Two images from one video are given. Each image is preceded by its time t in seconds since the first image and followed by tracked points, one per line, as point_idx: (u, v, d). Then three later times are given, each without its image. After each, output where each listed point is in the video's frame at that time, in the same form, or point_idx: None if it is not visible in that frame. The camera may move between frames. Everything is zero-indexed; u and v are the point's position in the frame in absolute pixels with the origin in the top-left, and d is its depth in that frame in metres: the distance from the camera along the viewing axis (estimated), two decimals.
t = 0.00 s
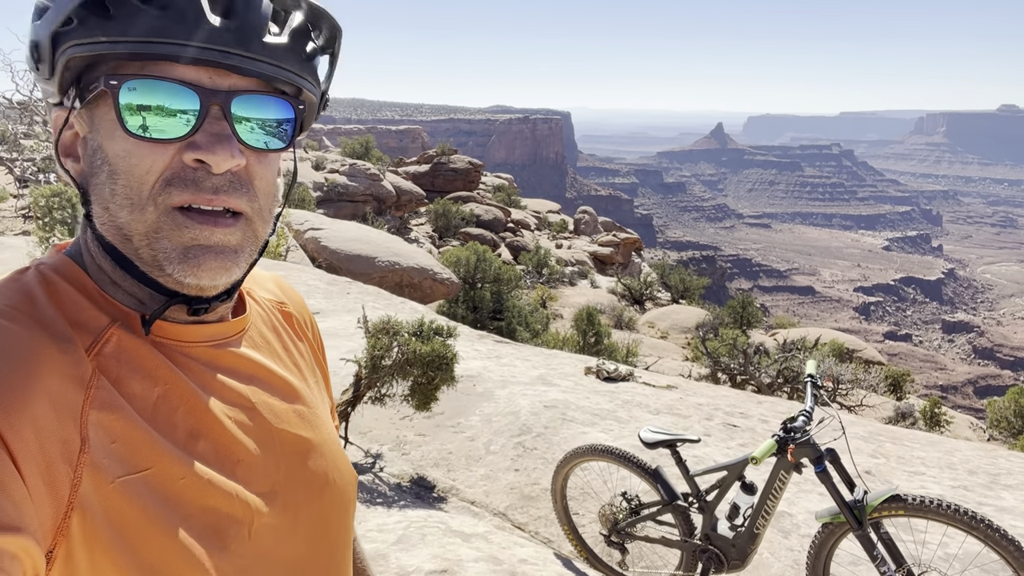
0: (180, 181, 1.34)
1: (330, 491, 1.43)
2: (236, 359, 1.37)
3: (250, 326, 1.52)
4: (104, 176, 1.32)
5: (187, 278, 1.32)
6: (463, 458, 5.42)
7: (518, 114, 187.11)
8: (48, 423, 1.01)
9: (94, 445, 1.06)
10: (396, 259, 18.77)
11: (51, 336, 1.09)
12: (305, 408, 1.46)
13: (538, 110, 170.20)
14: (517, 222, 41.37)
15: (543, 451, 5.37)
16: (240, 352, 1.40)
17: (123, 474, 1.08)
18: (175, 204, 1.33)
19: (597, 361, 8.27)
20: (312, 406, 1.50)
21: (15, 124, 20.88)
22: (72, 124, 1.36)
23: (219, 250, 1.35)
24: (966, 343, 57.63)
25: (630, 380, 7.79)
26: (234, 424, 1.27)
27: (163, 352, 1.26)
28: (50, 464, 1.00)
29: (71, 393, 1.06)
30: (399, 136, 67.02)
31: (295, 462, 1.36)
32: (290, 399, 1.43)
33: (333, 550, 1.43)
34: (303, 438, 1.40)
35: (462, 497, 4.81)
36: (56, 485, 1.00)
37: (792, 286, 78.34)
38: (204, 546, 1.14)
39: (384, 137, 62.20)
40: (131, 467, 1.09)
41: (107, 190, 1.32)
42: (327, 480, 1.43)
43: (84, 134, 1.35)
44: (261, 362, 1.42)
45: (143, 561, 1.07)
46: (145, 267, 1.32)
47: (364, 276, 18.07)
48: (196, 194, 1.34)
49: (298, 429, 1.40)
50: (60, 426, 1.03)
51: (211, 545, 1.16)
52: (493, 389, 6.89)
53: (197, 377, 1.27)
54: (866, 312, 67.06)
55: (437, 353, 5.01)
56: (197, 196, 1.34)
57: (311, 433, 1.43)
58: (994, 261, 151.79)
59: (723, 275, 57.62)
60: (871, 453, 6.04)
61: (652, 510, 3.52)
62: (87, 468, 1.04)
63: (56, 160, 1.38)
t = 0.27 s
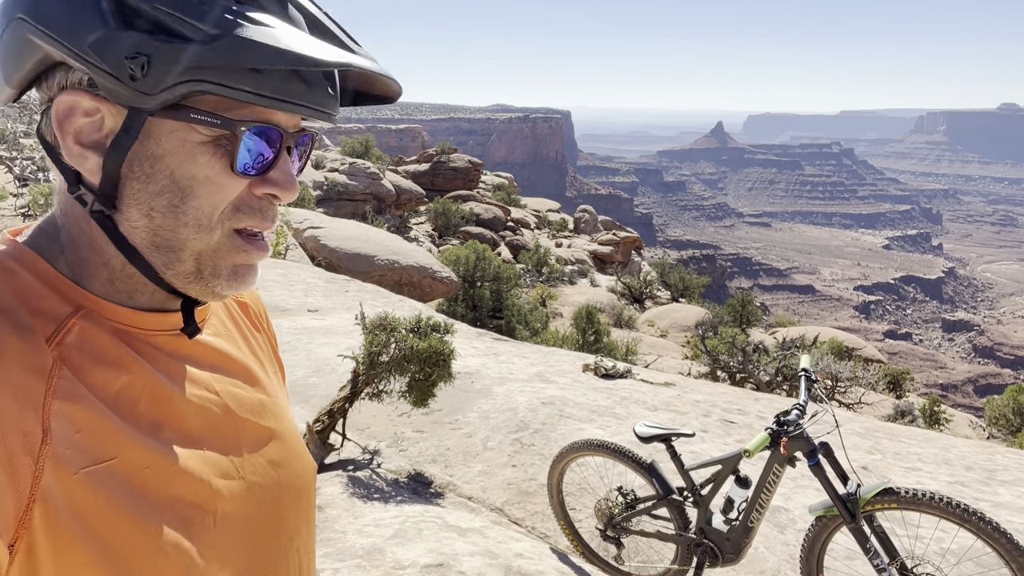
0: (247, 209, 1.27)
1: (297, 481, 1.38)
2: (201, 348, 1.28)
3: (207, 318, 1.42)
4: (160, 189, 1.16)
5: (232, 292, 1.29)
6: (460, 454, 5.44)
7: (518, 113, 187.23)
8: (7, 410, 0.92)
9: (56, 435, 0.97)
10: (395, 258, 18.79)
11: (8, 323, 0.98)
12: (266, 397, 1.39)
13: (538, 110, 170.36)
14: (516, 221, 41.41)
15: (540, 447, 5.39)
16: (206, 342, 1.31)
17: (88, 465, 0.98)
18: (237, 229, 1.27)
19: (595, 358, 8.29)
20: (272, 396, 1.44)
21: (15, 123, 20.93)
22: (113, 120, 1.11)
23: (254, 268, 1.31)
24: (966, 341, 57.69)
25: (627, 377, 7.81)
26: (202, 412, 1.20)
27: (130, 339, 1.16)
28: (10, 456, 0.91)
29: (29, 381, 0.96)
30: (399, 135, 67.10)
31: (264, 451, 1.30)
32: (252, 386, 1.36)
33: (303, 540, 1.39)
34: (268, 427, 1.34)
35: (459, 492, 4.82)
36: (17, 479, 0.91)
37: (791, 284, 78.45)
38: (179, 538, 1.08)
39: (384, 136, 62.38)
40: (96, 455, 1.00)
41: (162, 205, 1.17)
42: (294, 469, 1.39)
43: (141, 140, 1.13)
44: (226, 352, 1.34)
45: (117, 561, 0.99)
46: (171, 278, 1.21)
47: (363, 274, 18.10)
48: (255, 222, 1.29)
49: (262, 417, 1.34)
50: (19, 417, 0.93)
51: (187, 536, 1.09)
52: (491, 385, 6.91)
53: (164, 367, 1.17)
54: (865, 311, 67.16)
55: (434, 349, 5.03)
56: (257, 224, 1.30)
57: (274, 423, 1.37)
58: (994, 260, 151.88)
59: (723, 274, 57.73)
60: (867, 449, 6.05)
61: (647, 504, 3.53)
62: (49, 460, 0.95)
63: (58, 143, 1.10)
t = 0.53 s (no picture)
0: (233, 249, 1.29)
1: (252, 489, 1.49)
2: (162, 365, 1.35)
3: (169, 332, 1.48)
4: (157, 227, 1.17)
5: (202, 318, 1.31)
6: (458, 454, 5.43)
7: (518, 112, 187.11)
8: None
9: (20, 451, 1.01)
10: (395, 257, 18.78)
11: None
12: (223, 410, 1.49)
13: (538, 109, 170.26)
14: (516, 220, 41.40)
15: (537, 447, 5.39)
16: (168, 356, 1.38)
17: (52, 481, 1.04)
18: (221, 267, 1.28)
19: (594, 357, 8.29)
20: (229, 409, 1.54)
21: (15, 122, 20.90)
22: (120, 157, 1.10)
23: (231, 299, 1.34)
24: (966, 339, 57.67)
25: (626, 376, 7.80)
26: (163, 427, 1.28)
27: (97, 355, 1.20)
28: None
29: None
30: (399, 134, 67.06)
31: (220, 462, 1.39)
32: (210, 399, 1.46)
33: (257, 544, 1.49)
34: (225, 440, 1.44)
35: (456, 492, 4.81)
36: None
37: (791, 283, 78.43)
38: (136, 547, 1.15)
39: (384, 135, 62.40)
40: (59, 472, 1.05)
41: (155, 243, 1.18)
42: (249, 478, 1.48)
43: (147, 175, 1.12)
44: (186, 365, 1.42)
45: (80, 573, 1.05)
46: (149, 306, 1.23)
47: (362, 274, 18.09)
48: (240, 262, 1.31)
49: (217, 430, 1.43)
50: None
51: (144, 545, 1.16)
52: (489, 385, 6.90)
53: (128, 384, 1.24)
54: (866, 309, 67.15)
55: (431, 348, 5.02)
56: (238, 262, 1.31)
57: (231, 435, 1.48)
58: (993, 258, 151.91)
59: (723, 272, 57.72)
60: (866, 448, 6.05)
61: (644, 505, 3.52)
62: (13, 477, 0.99)
63: (61, 170, 1.07)
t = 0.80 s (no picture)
0: (132, 228, 1.25)
1: (229, 498, 1.54)
2: (136, 381, 1.41)
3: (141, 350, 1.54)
4: (42, 202, 1.18)
5: (121, 320, 1.27)
6: (452, 458, 5.39)
7: (518, 112, 187.12)
8: None
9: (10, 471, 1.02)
10: (394, 257, 18.75)
11: None
12: (198, 423, 1.54)
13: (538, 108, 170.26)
14: (516, 219, 41.39)
15: (532, 450, 5.35)
16: (140, 370, 1.43)
17: (41, 497, 1.05)
18: (123, 250, 1.24)
19: (591, 358, 8.25)
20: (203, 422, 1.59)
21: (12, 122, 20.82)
22: None
23: (154, 296, 1.30)
24: (966, 338, 57.67)
25: (623, 378, 7.76)
26: (142, 439, 1.32)
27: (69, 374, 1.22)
28: None
29: None
30: (399, 133, 67.02)
31: (198, 471, 1.45)
32: (185, 413, 1.51)
33: (235, 554, 1.53)
34: (202, 450, 1.49)
35: (450, 497, 4.77)
36: None
37: (792, 282, 78.40)
38: (130, 556, 1.18)
39: (384, 135, 62.36)
40: (50, 489, 1.07)
41: (42, 217, 1.19)
42: (225, 488, 1.53)
43: (22, 148, 1.17)
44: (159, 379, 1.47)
45: None
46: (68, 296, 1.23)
47: (361, 274, 18.06)
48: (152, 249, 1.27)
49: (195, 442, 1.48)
50: None
51: (136, 553, 1.19)
52: (485, 387, 6.86)
53: (103, 397, 1.28)
54: (866, 308, 67.13)
55: (425, 352, 4.98)
56: (148, 247, 1.26)
57: (208, 446, 1.53)
58: (993, 257, 151.93)
59: (723, 271, 57.73)
60: (864, 451, 6.00)
61: (638, 511, 3.48)
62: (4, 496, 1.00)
63: None
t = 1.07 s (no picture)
0: (65, 241, 1.33)
1: (230, 513, 1.62)
2: (135, 409, 1.49)
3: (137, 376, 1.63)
4: None
5: (74, 339, 1.32)
6: (443, 465, 5.30)
7: (518, 111, 187.03)
8: None
9: (17, 503, 1.09)
10: (392, 257, 18.68)
11: None
12: (195, 443, 1.63)
13: (539, 108, 170.24)
14: (516, 219, 41.30)
15: (524, 457, 5.26)
16: (135, 395, 1.51)
17: (54, 525, 1.13)
18: (59, 264, 1.31)
19: (586, 362, 8.16)
20: (201, 443, 1.68)
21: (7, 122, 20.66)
22: None
23: (105, 311, 1.36)
24: (967, 337, 57.59)
25: (619, 382, 7.67)
26: (141, 462, 1.40)
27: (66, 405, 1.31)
28: None
29: None
30: (399, 132, 66.81)
31: (199, 489, 1.54)
32: (182, 436, 1.59)
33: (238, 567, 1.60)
34: (202, 468, 1.58)
35: (440, 506, 4.69)
36: None
37: (792, 281, 78.31)
38: (140, 574, 1.25)
39: (384, 134, 62.24)
40: (59, 516, 1.14)
41: None
42: (226, 505, 1.62)
43: None
44: (156, 404, 1.57)
45: None
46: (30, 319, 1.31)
47: (359, 274, 17.99)
48: (98, 261, 1.34)
49: (193, 462, 1.56)
50: None
51: (147, 569, 1.27)
52: (478, 392, 6.77)
53: (102, 423, 1.36)
54: (867, 307, 67.04)
55: (414, 358, 4.90)
56: (84, 259, 1.33)
57: (207, 464, 1.62)
58: (993, 256, 151.81)
59: (724, 271, 57.62)
60: (861, 457, 5.91)
61: (629, 524, 3.39)
62: (13, 528, 1.07)
63: None
